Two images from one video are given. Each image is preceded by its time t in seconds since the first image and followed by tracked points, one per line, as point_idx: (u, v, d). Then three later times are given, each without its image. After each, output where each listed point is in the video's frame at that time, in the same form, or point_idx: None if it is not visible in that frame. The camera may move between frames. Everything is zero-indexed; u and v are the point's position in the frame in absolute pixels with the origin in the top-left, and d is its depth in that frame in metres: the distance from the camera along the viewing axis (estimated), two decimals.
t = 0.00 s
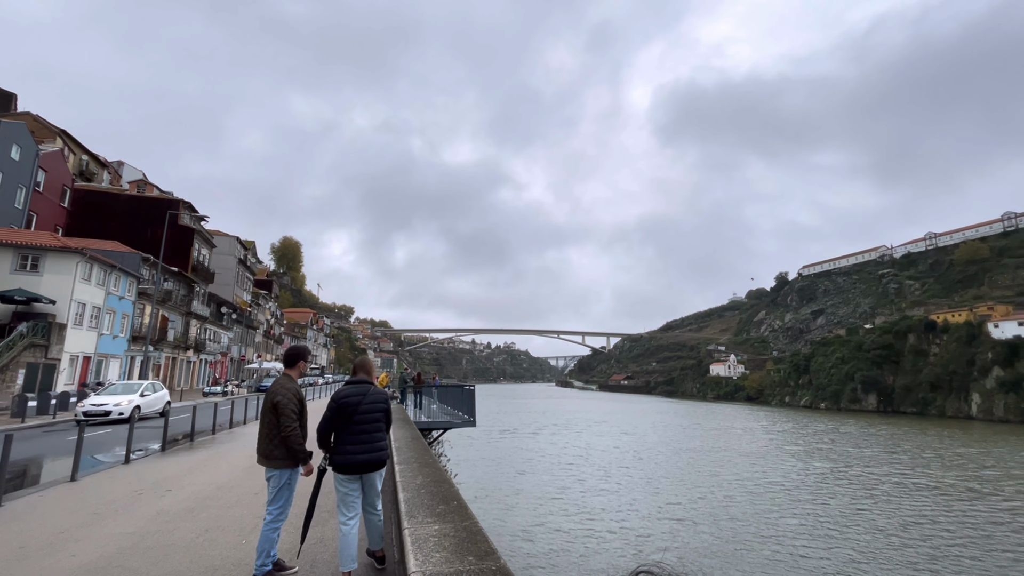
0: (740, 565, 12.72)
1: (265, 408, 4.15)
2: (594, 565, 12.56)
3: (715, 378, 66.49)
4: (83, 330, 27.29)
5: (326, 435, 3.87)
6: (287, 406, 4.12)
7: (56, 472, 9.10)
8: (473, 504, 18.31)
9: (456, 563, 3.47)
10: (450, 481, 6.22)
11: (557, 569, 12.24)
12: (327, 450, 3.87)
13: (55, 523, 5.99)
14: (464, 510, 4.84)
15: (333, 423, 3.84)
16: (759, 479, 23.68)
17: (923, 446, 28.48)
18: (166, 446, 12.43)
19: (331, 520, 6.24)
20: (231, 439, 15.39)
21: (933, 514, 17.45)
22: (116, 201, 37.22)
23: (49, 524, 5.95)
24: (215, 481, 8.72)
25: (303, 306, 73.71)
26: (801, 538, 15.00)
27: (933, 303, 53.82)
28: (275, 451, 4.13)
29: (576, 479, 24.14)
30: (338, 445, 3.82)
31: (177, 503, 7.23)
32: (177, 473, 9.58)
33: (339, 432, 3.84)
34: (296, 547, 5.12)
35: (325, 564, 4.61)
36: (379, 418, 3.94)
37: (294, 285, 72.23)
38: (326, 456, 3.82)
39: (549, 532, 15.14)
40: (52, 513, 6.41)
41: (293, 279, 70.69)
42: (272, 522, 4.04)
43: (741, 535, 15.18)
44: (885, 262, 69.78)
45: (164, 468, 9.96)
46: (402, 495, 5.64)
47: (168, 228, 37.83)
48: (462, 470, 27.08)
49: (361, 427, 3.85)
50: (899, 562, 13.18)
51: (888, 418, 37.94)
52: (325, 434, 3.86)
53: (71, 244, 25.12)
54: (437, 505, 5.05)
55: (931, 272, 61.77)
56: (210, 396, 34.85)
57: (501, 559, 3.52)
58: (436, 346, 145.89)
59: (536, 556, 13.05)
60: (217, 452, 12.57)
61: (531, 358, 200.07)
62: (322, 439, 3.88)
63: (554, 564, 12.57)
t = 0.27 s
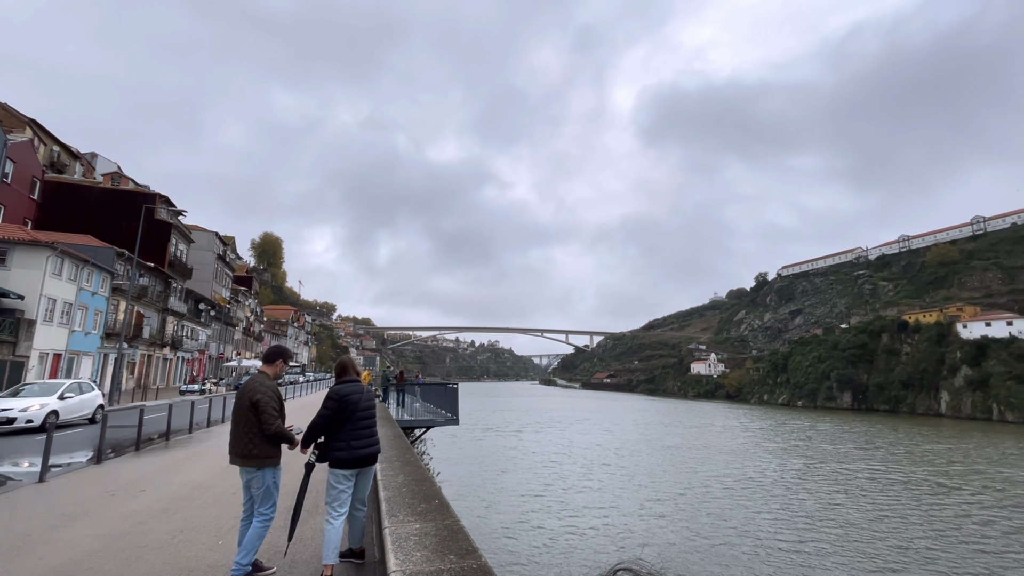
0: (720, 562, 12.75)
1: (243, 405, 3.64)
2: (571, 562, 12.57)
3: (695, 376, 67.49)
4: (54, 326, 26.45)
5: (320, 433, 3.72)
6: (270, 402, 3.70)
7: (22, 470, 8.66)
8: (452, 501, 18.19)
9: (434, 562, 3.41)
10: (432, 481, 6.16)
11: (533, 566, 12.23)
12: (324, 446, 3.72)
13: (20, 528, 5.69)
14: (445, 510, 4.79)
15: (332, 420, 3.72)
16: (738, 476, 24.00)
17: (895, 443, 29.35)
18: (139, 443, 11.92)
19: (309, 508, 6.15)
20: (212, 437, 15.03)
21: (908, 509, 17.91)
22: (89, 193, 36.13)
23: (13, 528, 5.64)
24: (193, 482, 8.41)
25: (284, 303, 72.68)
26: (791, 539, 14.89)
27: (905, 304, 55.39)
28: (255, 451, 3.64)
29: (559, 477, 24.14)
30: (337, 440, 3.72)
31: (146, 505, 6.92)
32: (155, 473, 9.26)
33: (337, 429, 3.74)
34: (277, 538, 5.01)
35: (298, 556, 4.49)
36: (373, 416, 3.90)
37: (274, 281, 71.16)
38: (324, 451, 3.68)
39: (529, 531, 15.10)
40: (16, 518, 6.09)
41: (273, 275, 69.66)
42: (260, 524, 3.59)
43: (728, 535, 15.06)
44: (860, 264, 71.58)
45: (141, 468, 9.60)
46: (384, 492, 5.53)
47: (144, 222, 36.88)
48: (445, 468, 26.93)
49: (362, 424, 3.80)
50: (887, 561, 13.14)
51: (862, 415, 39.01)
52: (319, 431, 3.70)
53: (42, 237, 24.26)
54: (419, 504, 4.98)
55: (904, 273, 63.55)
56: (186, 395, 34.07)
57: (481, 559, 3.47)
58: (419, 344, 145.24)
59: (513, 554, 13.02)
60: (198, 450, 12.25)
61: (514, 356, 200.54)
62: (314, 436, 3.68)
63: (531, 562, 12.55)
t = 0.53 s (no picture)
0: (698, 528, 12.59)
1: (225, 401, 2.87)
2: (540, 534, 12.28)
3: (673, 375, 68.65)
4: (16, 322, 25.31)
5: (313, 426, 3.29)
6: (253, 398, 3.00)
7: None
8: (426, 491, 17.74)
9: (408, 561, 2.94)
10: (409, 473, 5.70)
11: (499, 539, 11.90)
12: (320, 438, 3.32)
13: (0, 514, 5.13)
14: (423, 505, 4.33)
15: (327, 413, 3.33)
16: (719, 473, 24.15)
17: (867, 439, 30.32)
18: (114, 440, 11.26)
19: (285, 489, 5.69)
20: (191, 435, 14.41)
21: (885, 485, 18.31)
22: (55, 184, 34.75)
23: None
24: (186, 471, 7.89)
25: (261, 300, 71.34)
26: (781, 507, 14.61)
27: (875, 305, 57.21)
28: (227, 452, 2.86)
29: (542, 474, 23.90)
30: (334, 432, 3.33)
31: (109, 490, 6.45)
32: (138, 466, 8.70)
33: (330, 422, 3.35)
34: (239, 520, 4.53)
35: (253, 541, 4.00)
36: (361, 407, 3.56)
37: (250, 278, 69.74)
38: (324, 443, 3.28)
39: (502, 510, 14.80)
40: None
41: (249, 271, 68.35)
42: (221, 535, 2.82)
43: (715, 507, 14.81)
44: (833, 266, 73.61)
45: (124, 461, 8.98)
46: (357, 484, 5.04)
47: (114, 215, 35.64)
48: (425, 466, 26.47)
49: (356, 416, 3.46)
50: (877, 519, 12.97)
51: (833, 412, 40.20)
52: (312, 427, 3.28)
53: (5, 229, 23.18)
54: (393, 496, 4.52)
55: (874, 275, 65.61)
56: (158, 394, 32.95)
57: (461, 558, 3.03)
58: (399, 342, 144.48)
59: (479, 528, 12.69)
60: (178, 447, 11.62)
61: (493, 355, 200.53)
62: (308, 431, 3.25)
63: (499, 534, 12.25)
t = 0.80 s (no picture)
0: (672, 523, 12.71)
1: (196, 400, 2.69)
2: (514, 532, 12.26)
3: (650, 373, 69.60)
4: None
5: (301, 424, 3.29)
6: (223, 395, 2.84)
7: None
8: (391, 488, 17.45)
9: (382, 560, 2.90)
10: (380, 467, 5.64)
11: (471, 537, 11.83)
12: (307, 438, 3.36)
13: None
14: (396, 501, 4.31)
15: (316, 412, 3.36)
16: (692, 469, 24.53)
17: (834, 435, 31.27)
18: (76, 440, 10.87)
19: (255, 489, 5.60)
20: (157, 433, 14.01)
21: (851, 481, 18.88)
22: (14, 174, 33.38)
23: None
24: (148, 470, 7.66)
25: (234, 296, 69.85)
26: (752, 503, 14.79)
27: (843, 306, 58.89)
28: (196, 450, 2.69)
29: (518, 472, 23.93)
30: (320, 429, 3.43)
31: (65, 493, 6.28)
32: (97, 467, 8.41)
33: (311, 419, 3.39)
34: (203, 521, 4.44)
35: (219, 542, 3.91)
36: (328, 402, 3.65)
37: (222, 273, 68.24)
38: (312, 443, 3.35)
39: (476, 509, 14.72)
40: None
41: (221, 266, 66.86)
42: (183, 540, 2.62)
43: (689, 503, 14.92)
44: (804, 267, 75.46)
45: (82, 463, 8.67)
46: (331, 481, 4.93)
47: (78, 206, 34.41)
48: (401, 463, 26.26)
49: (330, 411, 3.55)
50: (845, 513, 13.23)
51: (803, 409, 41.28)
52: (305, 426, 3.28)
53: None
54: (366, 492, 4.47)
55: (843, 276, 67.48)
56: (123, 392, 31.95)
57: (435, 556, 3.01)
58: (377, 339, 143.24)
59: (449, 527, 12.55)
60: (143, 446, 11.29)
61: (472, 352, 200.28)
62: (306, 429, 3.28)
63: (473, 533, 12.18)
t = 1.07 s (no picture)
0: (644, 518, 12.99)
1: (144, 400, 2.58)
2: (487, 530, 12.32)
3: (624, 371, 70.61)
4: None
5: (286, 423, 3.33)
6: (173, 393, 2.74)
7: None
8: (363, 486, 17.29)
9: (350, 560, 2.84)
10: (350, 465, 5.44)
11: (445, 536, 11.85)
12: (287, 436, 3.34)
13: None
14: (367, 499, 4.13)
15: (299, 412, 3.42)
16: (664, 465, 25.03)
17: (799, 431, 32.33)
18: (30, 440, 10.51)
19: (223, 491, 5.56)
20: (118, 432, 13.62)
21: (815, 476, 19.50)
22: None
23: None
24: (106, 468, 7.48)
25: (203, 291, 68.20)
26: (721, 498, 15.20)
27: (809, 306, 60.69)
28: (148, 453, 2.58)
29: (493, 470, 24.04)
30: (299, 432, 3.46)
31: (21, 496, 6.14)
32: (52, 467, 8.16)
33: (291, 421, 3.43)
34: (167, 521, 4.41)
35: (185, 546, 3.89)
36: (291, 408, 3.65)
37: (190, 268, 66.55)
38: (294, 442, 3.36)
39: (450, 507, 14.77)
40: None
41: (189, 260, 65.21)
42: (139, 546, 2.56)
43: (660, 499, 15.25)
44: (773, 268, 77.44)
45: (35, 464, 8.41)
46: (301, 479, 4.79)
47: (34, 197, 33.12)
48: (374, 462, 26.08)
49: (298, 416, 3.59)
50: (808, 506, 13.72)
51: (770, 406, 42.49)
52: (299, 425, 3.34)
53: None
54: (335, 491, 4.27)
55: (810, 277, 69.52)
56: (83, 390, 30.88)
57: (408, 556, 2.96)
58: (351, 336, 141.64)
59: (423, 526, 12.54)
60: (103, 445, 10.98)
61: (448, 350, 199.65)
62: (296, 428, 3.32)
63: (447, 531, 12.19)
